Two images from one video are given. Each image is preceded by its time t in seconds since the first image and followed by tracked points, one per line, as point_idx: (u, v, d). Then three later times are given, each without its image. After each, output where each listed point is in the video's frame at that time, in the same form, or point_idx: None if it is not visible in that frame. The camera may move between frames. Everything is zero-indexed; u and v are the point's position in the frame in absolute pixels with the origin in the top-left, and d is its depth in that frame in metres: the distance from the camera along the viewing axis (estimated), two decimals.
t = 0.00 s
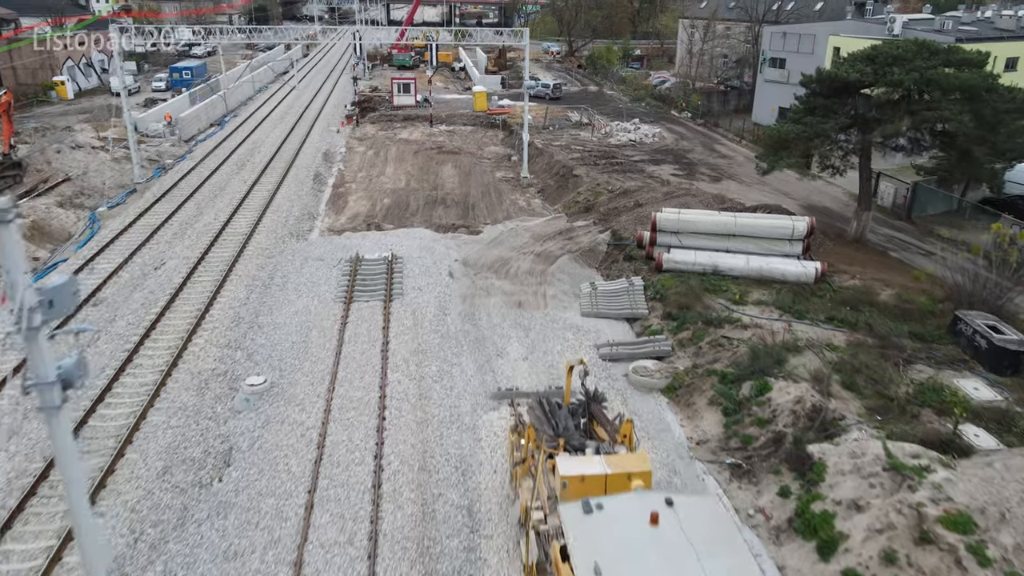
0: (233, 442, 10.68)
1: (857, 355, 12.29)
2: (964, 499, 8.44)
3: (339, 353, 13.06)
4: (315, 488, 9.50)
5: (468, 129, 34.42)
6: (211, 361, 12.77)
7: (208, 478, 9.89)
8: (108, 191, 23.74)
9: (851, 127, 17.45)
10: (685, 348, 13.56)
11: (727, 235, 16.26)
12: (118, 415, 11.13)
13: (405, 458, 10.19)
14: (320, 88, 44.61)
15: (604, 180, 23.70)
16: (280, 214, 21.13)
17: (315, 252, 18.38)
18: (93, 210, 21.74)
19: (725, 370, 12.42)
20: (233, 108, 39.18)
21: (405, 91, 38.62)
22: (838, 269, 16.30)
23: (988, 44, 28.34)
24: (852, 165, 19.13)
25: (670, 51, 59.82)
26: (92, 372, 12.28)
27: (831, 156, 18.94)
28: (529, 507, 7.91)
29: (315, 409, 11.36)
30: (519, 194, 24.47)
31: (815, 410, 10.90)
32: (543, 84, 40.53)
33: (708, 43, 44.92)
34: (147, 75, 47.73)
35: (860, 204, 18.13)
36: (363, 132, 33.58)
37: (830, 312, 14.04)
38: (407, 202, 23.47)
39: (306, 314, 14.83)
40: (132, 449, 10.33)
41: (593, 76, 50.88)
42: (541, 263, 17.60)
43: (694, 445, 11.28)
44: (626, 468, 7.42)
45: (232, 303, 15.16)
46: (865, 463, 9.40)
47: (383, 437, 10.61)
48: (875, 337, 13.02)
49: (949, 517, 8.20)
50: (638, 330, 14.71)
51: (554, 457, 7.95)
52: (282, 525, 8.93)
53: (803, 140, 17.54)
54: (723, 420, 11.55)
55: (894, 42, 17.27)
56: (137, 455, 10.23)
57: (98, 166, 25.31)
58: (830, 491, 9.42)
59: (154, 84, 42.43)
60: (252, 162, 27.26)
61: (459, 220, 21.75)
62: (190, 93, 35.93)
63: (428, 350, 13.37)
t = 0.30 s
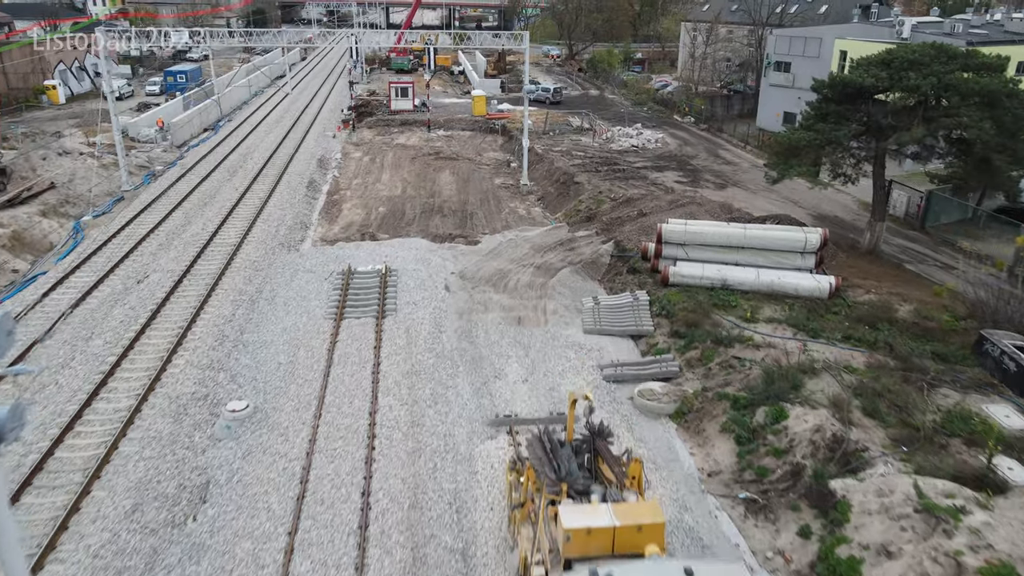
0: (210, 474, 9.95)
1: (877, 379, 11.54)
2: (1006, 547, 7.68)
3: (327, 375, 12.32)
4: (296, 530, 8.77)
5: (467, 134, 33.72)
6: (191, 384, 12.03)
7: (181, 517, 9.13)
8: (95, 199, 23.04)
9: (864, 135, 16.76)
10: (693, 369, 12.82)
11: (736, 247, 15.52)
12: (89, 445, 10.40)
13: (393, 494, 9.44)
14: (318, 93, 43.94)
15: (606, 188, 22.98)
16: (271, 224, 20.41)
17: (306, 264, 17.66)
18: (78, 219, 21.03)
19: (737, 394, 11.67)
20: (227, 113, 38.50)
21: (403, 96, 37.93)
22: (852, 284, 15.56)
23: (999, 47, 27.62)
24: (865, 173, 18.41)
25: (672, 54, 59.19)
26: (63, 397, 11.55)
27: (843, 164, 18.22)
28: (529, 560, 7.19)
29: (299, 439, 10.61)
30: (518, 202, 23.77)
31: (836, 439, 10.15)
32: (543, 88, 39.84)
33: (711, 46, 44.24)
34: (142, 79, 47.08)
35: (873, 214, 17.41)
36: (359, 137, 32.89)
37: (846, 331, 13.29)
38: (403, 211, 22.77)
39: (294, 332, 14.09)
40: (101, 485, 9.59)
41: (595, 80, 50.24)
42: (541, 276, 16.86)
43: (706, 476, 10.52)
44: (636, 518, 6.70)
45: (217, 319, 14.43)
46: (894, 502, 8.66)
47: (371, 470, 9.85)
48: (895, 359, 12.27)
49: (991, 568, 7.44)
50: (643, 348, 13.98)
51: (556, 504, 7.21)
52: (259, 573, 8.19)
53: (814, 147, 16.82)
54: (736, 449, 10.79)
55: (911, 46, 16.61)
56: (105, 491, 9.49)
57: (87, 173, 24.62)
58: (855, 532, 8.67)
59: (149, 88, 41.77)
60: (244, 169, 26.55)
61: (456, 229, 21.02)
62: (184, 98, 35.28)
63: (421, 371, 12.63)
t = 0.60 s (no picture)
0: (182, 513, 9.18)
1: (901, 406, 10.76)
2: None
3: (313, 400, 11.54)
4: None
5: (466, 139, 33.00)
6: (167, 410, 11.26)
7: (147, 563, 8.37)
8: (80, 207, 22.26)
9: (880, 143, 16.13)
10: (703, 393, 12.04)
11: (747, 261, 14.77)
12: (52, 481, 9.62)
13: (381, 538, 8.68)
14: (314, 97, 43.22)
15: (608, 196, 22.25)
16: (261, 234, 19.66)
17: (296, 277, 16.89)
18: (61, 229, 20.27)
19: (751, 422, 10.91)
20: (221, 117, 37.77)
21: (400, 100, 37.23)
22: (868, 299, 14.80)
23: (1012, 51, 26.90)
24: (878, 182, 17.68)
25: (673, 58, 58.50)
26: (29, 425, 10.78)
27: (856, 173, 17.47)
28: None
29: (280, 473, 9.84)
30: (518, 210, 23.03)
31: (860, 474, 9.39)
32: (543, 92, 39.13)
33: (713, 50, 43.53)
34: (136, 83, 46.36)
35: (888, 225, 16.66)
36: (355, 142, 32.14)
37: (865, 352, 12.52)
38: (399, 219, 22.02)
39: (280, 351, 13.31)
40: (63, 528, 8.84)
41: (595, 83, 49.51)
42: (541, 290, 16.12)
43: (719, 513, 9.75)
44: None
45: (199, 338, 13.66)
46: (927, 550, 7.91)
47: (357, 509, 9.09)
48: (919, 383, 11.49)
49: None
50: (649, 369, 13.21)
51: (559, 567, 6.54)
52: None
53: (827, 156, 16.07)
54: (750, 483, 10.01)
55: (929, 50, 15.86)
56: (67, 534, 8.73)
57: (72, 180, 23.86)
58: None
59: (142, 92, 41.04)
60: (236, 175, 25.81)
61: (453, 239, 20.27)
62: (176, 102, 34.55)
63: (414, 396, 11.85)
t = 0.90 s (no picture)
0: (147, 557, 8.39)
1: (930, 437, 9.95)
2: None
3: (296, 428, 10.73)
4: None
5: (464, 144, 32.26)
6: (137, 440, 10.47)
7: None
8: (62, 216, 21.46)
9: (896, 150, 15.34)
10: (714, 419, 11.23)
11: (758, 274, 13.99)
12: (7, 523, 8.83)
13: None
14: (310, 101, 42.49)
15: (610, 204, 21.49)
16: (249, 244, 18.88)
17: (284, 290, 16.11)
18: (41, 239, 19.50)
19: (766, 452, 10.11)
20: (215, 122, 37.03)
21: (397, 104, 36.51)
22: (886, 316, 14.02)
23: None
24: (893, 191, 16.92)
25: (674, 61, 57.82)
26: None
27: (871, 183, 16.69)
28: None
29: (256, 512, 9.05)
30: (516, 218, 22.28)
31: (888, 514, 8.59)
32: (543, 95, 38.29)
33: (716, 53, 42.83)
34: (130, 87, 45.59)
35: (904, 236, 15.89)
36: (351, 148, 31.37)
37: (887, 374, 11.70)
38: (393, 228, 21.26)
39: (263, 373, 12.51)
40: None
41: (596, 87, 48.80)
42: (541, 305, 15.33)
43: (733, 555, 8.94)
44: None
45: (177, 357, 12.86)
46: None
47: (339, 556, 8.30)
48: (946, 411, 10.68)
49: None
50: (656, 391, 12.41)
51: None
52: None
53: (841, 164, 15.28)
54: (768, 522, 9.19)
55: (946, 53, 15.09)
56: None
57: (56, 188, 23.07)
58: None
59: (135, 96, 40.29)
60: (226, 182, 25.05)
61: (449, 249, 19.50)
62: (168, 107, 33.81)
63: (404, 423, 11.06)
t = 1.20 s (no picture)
0: None
1: (963, 471, 9.15)
2: None
3: (276, 459, 9.94)
4: None
5: (462, 150, 31.52)
6: (103, 473, 9.68)
7: None
8: (43, 224, 20.69)
9: (915, 157, 14.59)
10: (726, 448, 10.44)
11: (771, 288, 13.22)
12: None
13: None
14: (306, 106, 41.76)
15: (612, 212, 20.71)
16: (236, 255, 18.10)
17: (270, 304, 15.31)
18: (20, 248, 18.73)
19: (784, 486, 9.32)
20: (208, 127, 36.28)
21: (394, 108, 35.75)
22: (906, 333, 13.24)
23: None
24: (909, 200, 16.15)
25: (676, 65, 57.14)
26: None
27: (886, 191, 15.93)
28: None
29: (229, 557, 8.25)
30: (515, 227, 21.51)
31: (923, 561, 7.80)
32: (542, 101, 37.86)
33: (718, 57, 42.12)
34: (123, 90, 44.85)
35: (922, 247, 15.12)
36: (346, 153, 30.63)
37: (911, 398, 10.91)
38: (387, 237, 20.49)
39: (243, 396, 11.70)
40: None
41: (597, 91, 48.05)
42: (540, 320, 14.55)
43: None
44: None
45: (153, 379, 12.07)
46: None
47: None
48: (978, 440, 9.89)
49: None
50: (663, 415, 11.62)
51: None
52: None
53: (857, 172, 14.52)
54: (788, 566, 8.39)
55: (969, 55, 14.31)
56: None
57: (39, 195, 22.30)
58: None
59: (127, 100, 39.55)
60: (216, 189, 24.30)
61: (445, 260, 18.73)
62: (160, 111, 33.09)
63: (393, 452, 10.27)
